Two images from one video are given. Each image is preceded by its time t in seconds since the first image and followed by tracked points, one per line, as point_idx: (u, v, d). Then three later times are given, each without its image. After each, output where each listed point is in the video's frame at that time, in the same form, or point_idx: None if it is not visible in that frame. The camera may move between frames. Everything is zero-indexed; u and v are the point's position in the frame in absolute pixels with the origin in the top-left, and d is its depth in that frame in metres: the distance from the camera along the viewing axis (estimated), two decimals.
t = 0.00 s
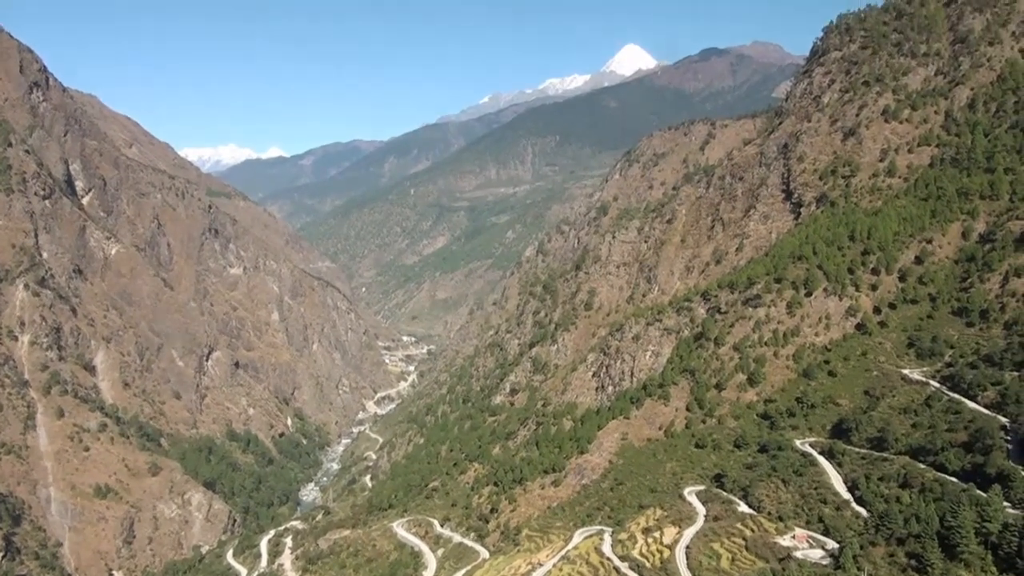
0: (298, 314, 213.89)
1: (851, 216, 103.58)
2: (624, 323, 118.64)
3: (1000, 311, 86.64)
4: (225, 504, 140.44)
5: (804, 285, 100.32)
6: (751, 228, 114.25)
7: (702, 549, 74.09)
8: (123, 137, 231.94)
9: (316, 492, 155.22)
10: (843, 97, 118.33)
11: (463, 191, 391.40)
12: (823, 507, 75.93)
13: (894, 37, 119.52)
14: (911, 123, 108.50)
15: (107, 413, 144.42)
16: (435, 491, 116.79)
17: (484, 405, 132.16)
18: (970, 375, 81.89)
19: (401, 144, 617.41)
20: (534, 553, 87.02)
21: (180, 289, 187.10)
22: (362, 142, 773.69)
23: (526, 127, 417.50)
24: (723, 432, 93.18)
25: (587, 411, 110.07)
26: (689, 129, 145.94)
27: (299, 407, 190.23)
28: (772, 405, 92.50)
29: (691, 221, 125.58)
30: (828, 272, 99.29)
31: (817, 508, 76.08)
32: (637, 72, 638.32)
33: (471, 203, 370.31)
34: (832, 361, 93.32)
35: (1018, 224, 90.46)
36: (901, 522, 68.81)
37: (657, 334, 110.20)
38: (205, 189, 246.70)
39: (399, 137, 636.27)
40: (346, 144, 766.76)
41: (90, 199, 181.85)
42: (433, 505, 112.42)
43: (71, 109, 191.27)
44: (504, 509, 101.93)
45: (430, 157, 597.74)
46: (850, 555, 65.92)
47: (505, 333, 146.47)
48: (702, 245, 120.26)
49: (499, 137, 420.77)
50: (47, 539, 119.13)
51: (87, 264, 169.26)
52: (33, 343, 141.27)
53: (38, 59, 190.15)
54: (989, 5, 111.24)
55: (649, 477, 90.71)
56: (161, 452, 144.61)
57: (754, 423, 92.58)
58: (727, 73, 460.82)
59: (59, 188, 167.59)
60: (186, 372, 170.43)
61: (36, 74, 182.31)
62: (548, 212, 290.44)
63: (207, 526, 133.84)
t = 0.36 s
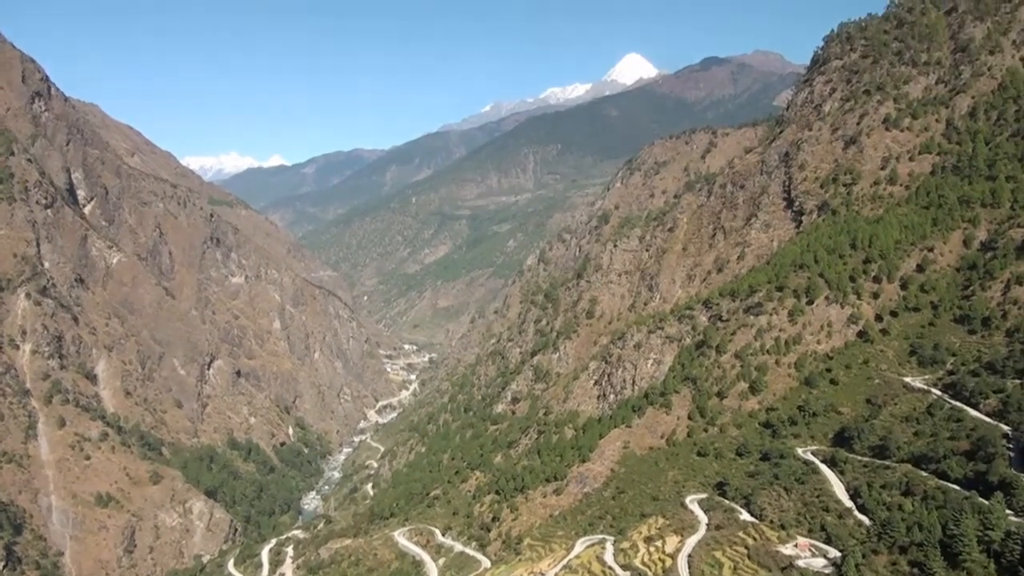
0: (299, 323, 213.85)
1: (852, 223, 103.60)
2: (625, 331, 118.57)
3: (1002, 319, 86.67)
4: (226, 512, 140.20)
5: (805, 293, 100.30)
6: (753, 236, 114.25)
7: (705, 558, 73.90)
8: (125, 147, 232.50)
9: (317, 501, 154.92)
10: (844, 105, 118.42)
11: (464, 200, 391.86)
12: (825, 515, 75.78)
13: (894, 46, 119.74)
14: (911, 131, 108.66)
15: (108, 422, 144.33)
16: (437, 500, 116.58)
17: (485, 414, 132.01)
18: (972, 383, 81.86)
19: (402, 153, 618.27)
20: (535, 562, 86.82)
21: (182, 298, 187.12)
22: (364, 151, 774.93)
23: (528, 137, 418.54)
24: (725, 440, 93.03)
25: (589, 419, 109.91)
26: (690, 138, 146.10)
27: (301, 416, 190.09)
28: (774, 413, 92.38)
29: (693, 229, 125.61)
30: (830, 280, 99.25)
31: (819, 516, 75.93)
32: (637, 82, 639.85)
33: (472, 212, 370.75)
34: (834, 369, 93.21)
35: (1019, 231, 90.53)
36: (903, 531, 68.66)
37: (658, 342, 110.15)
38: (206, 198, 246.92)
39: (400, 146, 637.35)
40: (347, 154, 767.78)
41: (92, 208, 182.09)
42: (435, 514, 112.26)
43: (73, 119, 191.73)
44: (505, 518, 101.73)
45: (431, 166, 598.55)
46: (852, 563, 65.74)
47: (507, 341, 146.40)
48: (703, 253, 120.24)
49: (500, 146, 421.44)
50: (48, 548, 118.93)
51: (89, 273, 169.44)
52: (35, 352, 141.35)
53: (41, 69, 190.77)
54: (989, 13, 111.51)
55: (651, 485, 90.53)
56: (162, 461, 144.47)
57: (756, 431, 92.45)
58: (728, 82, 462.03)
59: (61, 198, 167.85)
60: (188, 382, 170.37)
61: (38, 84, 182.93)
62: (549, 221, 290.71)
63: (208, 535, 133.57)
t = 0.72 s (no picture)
0: (301, 326, 213.84)
1: (854, 226, 103.51)
2: (627, 333, 118.51)
3: (1004, 322, 86.67)
4: (227, 515, 140.22)
5: (807, 296, 100.25)
6: (754, 238, 114.20)
7: (706, 561, 73.83)
8: (126, 149, 232.66)
9: (318, 504, 154.86)
10: (846, 108, 118.28)
11: (465, 203, 392.01)
12: (826, 519, 75.72)
13: (896, 48, 119.66)
14: (913, 134, 108.62)
15: (110, 425, 144.29)
16: (438, 502, 116.56)
17: (487, 416, 131.99)
18: (974, 387, 81.85)
19: (403, 155, 618.51)
20: (537, 565, 86.78)
21: (183, 300, 187.13)
22: (366, 153, 775.57)
23: (529, 140, 418.79)
24: (726, 443, 92.94)
25: (590, 422, 109.85)
26: (692, 140, 146.11)
27: (302, 418, 190.04)
28: (776, 416, 92.29)
29: (694, 232, 125.58)
30: (831, 283, 99.20)
31: (821, 519, 75.84)
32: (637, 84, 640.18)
33: (473, 215, 370.87)
34: (836, 372, 93.09)
35: (1021, 234, 90.53)
36: (905, 534, 68.58)
37: (660, 345, 110.12)
38: (208, 200, 247.07)
39: (401, 148, 637.59)
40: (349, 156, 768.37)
41: (93, 210, 182.14)
42: (436, 517, 112.25)
43: (75, 121, 191.86)
44: (507, 521, 101.68)
45: (433, 168, 598.78)
46: (854, 567, 65.65)
47: (508, 344, 146.35)
48: (705, 256, 120.20)
49: (501, 148, 421.49)
50: (50, 551, 118.85)
51: (90, 275, 169.51)
52: (36, 354, 141.32)
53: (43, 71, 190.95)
54: (990, 16, 111.49)
55: (652, 488, 90.46)
56: (164, 463, 144.47)
57: (758, 434, 92.36)
58: (729, 84, 462.23)
59: (63, 200, 168.02)
60: (189, 384, 170.40)
61: (40, 86, 183.16)
62: (550, 224, 290.85)
63: (209, 538, 133.51)
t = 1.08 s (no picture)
0: (301, 329, 213.81)
1: (854, 230, 103.49)
2: (627, 337, 118.43)
3: (1004, 326, 86.78)
4: (227, 518, 140.16)
5: (807, 300, 100.27)
6: (755, 242, 114.17)
7: (706, 566, 73.78)
8: (127, 152, 232.88)
9: (318, 507, 154.73)
10: (846, 112, 118.21)
11: (466, 206, 392.22)
12: (827, 523, 75.63)
13: (897, 53, 119.71)
14: (913, 138, 108.69)
15: (110, 428, 144.23)
16: (438, 506, 116.46)
17: (487, 420, 131.90)
18: (974, 391, 81.88)
19: (404, 159, 618.90)
20: (537, 570, 86.72)
21: (184, 303, 187.18)
22: (367, 157, 775.28)
23: (530, 143, 419.24)
24: (726, 447, 92.87)
25: (590, 426, 109.77)
26: (692, 144, 146.09)
27: (302, 422, 189.87)
28: (776, 420, 92.26)
29: (695, 236, 125.55)
30: (832, 287, 99.25)
31: (821, 524, 75.77)
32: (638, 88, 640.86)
33: (474, 218, 371.04)
34: (836, 376, 93.04)
35: (1021, 239, 90.63)
36: (905, 539, 68.55)
37: (660, 349, 110.07)
38: (209, 204, 247.26)
39: (402, 152, 637.92)
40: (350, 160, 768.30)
41: (94, 213, 182.36)
42: (436, 521, 112.13)
43: (76, 124, 192.09)
44: (507, 525, 101.58)
45: (433, 172, 599.03)
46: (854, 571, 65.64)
47: (508, 348, 146.28)
48: (705, 260, 120.17)
49: (502, 152, 421.77)
50: (49, 553, 118.74)
51: (91, 278, 169.55)
52: (36, 357, 141.33)
53: (44, 74, 191.20)
54: (991, 21, 111.53)
55: (653, 493, 90.37)
56: (164, 466, 144.43)
57: (758, 438, 92.33)
58: (730, 89, 462.58)
59: (64, 203, 168.21)
60: (189, 387, 170.40)
61: (41, 89, 183.36)
62: (551, 227, 290.95)
63: (209, 541, 133.47)
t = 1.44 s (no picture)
0: (300, 334, 213.72)
1: (854, 236, 103.54)
2: (626, 343, 118.37)
3: (1003, 333, 86.93)
4: (225, 523, 140.00)
5: (806, 305, 100.34)
6: (754, 248, 114.20)
7: (705, 572, 73.68)
8: (127, 157, 232.91)
9: (317, 512, 154.57)
10: (845, 118, 118.30)
11: (466, 211, 392.56)
12: (826, 529, 75.59)
13: (896, 59, 119.87)
14: (913, 145, 108.83)
15: (109, 432, 144.08)
16: (437, 512, 116.30)
17: (486, 425, 131.74)
18: (974, 397, 81.94)
19: (404, 164, 619.26)
20: None
21: (183, 308, 187.16)
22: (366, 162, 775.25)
23: (530, 148, 419.56)
24: (726, 453, 92.84)
25: (589, 431, 109.69)
26: (692, 150, 146.15)
27: (301, 427, 189.63)
28: (775, 426, 92.27)
29: (694, 241, 125.58)
30: (831, 292, 99.33)
31: (820, 530, 75.71)
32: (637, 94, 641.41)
33: (474, 224, 371.14)
34: (836, 382, 93.04)
35: (1020, 245, 90.77)
36: (904, 545, 68.57)
37: (659, 354, 110.04)
38: (209, 208, 247.28)
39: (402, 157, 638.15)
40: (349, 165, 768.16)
41: (94, 217, 182.46)
42: (435, 526, 111.98)
43: (76, 128, 192.20)
44: (506, 530, 101.45)
45: (433, 177, 599.01)
46: None
47: (508, 353, 146.21)
48: (705, 266, 120.18)
49: (502, 157, 422.14)
50: (48, 558, 118.60)
51: (90, 282, 169.50)
52: (35, 361, 141.28)
53: (44, 79, 191.31)
54: (990, 27, 111.69)
55: (652, 498, 90.28)
56: (163, 471, 144.32)
57: (757, 444, 92.34)
58: (729, 94, 463.36)
59: (63, 207, 168.30)
60: (188, 392, 170.27)
61: (41, 93, 183.42)
62: (550, 233, 291.08)
63: (208, 546, 133.29)
